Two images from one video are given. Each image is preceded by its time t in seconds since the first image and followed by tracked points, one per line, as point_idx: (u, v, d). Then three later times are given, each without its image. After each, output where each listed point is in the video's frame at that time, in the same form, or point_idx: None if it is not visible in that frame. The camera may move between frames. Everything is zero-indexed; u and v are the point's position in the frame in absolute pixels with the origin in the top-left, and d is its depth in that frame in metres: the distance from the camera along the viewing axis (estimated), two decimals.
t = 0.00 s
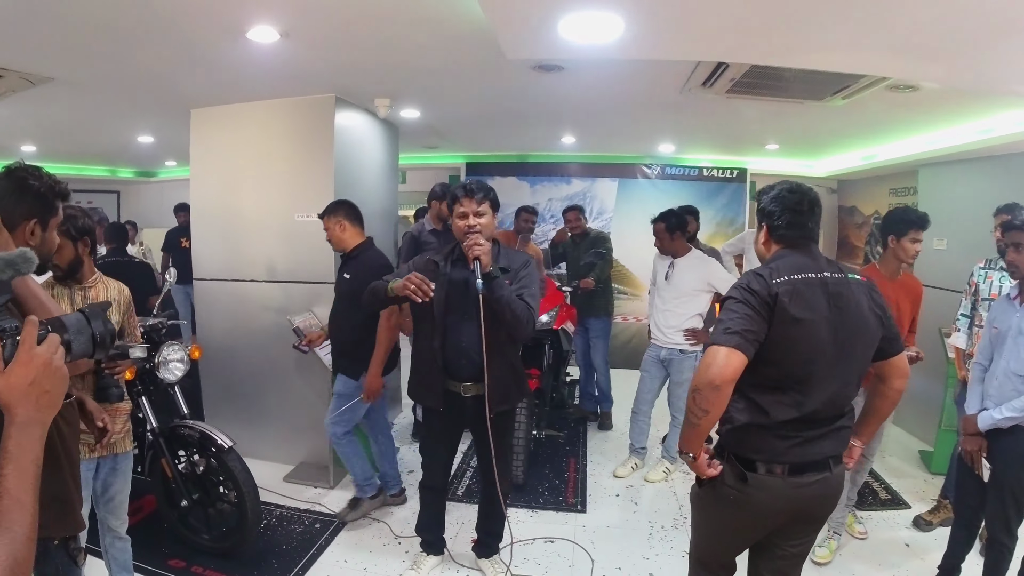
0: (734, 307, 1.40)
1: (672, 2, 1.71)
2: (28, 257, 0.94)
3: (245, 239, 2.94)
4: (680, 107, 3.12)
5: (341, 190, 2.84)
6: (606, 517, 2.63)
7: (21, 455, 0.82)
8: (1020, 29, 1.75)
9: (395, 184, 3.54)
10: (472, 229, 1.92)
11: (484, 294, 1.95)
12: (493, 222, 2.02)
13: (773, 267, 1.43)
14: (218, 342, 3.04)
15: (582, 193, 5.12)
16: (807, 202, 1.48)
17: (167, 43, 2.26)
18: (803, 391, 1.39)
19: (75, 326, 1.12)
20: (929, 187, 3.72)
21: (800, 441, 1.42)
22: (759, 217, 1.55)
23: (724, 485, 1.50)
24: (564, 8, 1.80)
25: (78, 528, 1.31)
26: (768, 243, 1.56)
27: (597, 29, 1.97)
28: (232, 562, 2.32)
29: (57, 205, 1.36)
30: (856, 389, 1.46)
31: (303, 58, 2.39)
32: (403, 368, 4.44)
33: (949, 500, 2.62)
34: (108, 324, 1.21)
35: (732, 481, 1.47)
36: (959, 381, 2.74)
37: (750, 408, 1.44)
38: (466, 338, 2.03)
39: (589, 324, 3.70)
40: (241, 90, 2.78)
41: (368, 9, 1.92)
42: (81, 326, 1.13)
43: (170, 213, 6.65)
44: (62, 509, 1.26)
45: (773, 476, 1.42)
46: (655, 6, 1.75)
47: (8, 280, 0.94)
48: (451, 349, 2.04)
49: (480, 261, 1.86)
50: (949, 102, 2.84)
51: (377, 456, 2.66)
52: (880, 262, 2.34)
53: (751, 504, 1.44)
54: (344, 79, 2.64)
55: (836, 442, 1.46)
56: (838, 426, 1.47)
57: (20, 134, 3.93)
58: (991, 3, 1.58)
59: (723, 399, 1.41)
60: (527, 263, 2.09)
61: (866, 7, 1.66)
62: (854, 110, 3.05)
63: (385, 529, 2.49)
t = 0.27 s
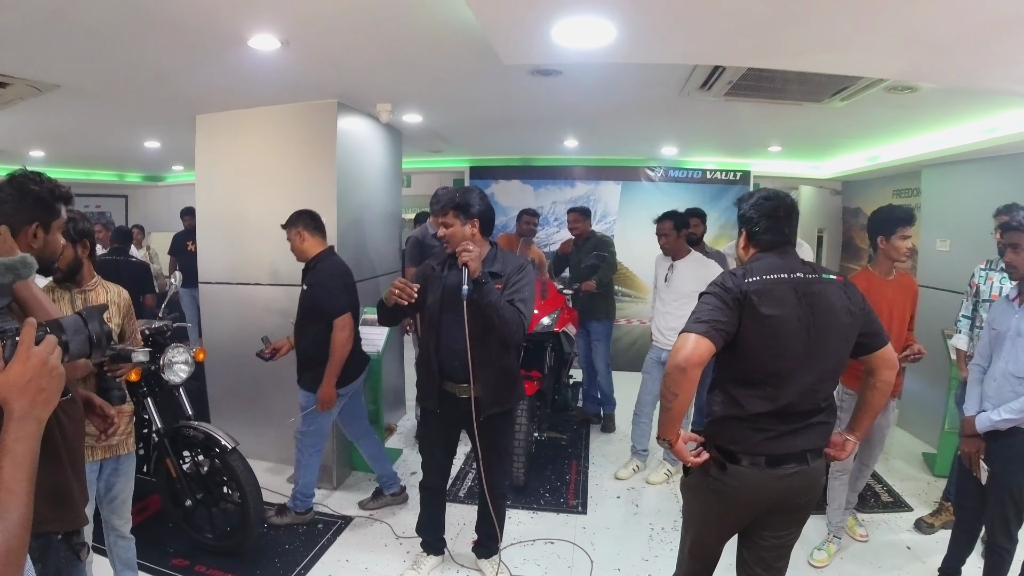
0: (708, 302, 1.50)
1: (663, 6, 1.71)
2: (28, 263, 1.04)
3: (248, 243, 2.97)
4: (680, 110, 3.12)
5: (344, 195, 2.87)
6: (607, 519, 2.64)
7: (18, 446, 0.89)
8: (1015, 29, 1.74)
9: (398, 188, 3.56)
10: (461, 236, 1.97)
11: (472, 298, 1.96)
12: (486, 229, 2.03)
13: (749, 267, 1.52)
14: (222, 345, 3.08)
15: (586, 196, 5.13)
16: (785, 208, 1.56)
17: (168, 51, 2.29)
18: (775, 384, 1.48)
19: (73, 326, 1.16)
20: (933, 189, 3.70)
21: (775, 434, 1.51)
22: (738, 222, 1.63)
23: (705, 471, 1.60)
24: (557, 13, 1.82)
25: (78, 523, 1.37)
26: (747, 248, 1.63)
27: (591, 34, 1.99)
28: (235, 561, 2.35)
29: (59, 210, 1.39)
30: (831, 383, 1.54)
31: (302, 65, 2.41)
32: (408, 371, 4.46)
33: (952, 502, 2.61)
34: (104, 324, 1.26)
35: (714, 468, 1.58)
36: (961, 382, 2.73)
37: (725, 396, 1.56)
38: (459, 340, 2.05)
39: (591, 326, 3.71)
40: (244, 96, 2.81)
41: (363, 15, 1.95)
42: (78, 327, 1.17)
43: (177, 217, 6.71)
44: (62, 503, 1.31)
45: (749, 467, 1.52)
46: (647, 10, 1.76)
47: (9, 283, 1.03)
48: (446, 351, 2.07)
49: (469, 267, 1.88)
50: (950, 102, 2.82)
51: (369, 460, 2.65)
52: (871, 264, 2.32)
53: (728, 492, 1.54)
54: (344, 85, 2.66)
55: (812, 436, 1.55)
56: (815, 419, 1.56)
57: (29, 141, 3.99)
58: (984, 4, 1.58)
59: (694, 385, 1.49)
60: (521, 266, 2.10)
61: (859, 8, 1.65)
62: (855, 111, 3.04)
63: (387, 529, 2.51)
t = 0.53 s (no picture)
0: (678, 303, 1.65)
1: (670, 15, 1.74)
2: (46, 271, 1.09)
3: (257, 249, 2.99)
4: (685, 116, 3.14)
5: (352, 201, 2.89)
6: (614, 522, 2.65)
7: (36, 452, 0.88)
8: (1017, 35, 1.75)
9: (405, 194, 3.58)
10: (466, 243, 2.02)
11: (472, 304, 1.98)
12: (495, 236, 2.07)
13: (715, 270, 1.65)
14: (231, 350, 3.10)
15: (591, 200, 5.15)
16: (755, 215, 1.70)
17: (178, 58, 2.31)
18: (741, 376, 1.59)
19: (90, 333, 1.16)
20: (936, 192, 3.72)
21: (746, 420, 1.61)
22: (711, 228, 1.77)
23: (687, 456, 1.72)
24: (565, 22, 1.84)
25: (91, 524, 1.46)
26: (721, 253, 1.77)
27: (600, 42, 2.01)
28: (245, 565, 2.36)
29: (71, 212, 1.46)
30: (799, 374, 1.64)
31: (312, 72, 2.43)
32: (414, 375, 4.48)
33: (957, 504, 2.63)
34: (119, 331, 1.25)
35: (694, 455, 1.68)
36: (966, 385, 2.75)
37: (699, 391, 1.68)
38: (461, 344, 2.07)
39: (591, 333, 3.72)
40: (253, 103, 2.84)
41: (373, 24, 1.97)
42: (95, 334, 1.17)
43: (183, 223, 6.74)
44: (74, 506, 1.40)
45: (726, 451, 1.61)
46: (654, 19, 1.78)
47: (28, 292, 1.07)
48: (451, 356, 2.10)
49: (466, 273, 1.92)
50: (953, 107, 2.84)
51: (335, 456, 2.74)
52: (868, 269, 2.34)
53: (707, 475, 1.65)
54: (353, 92, 2.68)
55: (786, 423, 1.64)
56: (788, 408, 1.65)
57: (38, 148, 4.02)
58: (989, 12, 1.60)
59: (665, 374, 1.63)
60: (525, 272, 2.11)
61: (864, 16, 1.68)
62: (858, 116, 3.07)
63: (395, 533, 2.52)
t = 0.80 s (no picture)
0: (653, 304, 1.74)
1: (672, 16, 1.73)
2: (33, 280, 1.01)
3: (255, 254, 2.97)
4: (685, 118, 3.13)
5: (350, 205, 2.87)
6: (617, 527, 2.62)
7: (22, 464, 0.89)
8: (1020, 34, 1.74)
9: (403, 198, 3.56)
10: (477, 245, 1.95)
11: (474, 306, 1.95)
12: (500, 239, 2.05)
13: (687, 270, 1.75)
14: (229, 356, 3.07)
15: (590, 203, 5.14)
16: (730, 216, 1.80)
17: (174, 61, 2.30)
18: (714, 373, 1.67)
19: (77, 343, 1.15)
20: (936, 194, 3.71)
21: (722, 413, 1.69)
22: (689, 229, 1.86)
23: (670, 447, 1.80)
24: (566, 23, 1.83)
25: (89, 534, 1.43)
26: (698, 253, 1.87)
27: (601, 43, 2.00)
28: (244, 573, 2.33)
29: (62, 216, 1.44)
30: (771, 368, 1.70)
31: (310, 75, 2.41)
32: (413, 380, 4.45)
33: (961, 507, 2.61)
34: (107, 340, 1.24)
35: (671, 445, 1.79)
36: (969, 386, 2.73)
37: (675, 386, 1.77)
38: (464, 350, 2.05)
39: (591, 337, 3.71)
40: (250, 107, 2.82)
41: (372, 26, 1.96)
42: (82, 343, 1.16)
43: (181, 227, 6.71)
44: (72, 516, 1.37)
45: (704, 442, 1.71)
46: (656, 20, 1.77)
47: (12, 297, 1.01)
48: (453, 362, 2.08)
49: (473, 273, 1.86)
50: (953, 108, 2.84)
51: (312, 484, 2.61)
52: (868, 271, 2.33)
53: (687, 463, 1.75)
54: (351, 95, 2.67)
55: (763, 416, 1.72)
56: (762, 402, 1.72)
57: (34, 152, 3.99)
58: (992, 12, 1.59)
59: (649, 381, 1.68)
60: (528, 277, 2.09)
61: (867, 16, 1.66)
62: (858, 117, 3.06)
63: (396, 540, 2.49)
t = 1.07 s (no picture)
0: (652, 307, 1.81)
1: (674, 14, 1.72)
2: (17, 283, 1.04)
3: (252, 257, 2.94)
4: (684, 118, 3.12)
5: (348, 207, 2.85)
6: (618, 531, 2.60)
7: (8, 475, 0.89)
8: None
9: (401, 200, 3.54)
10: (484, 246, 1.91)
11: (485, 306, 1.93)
12: (505, 240, 2.03)
13: (677, 271, 1.83)
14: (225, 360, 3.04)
15: (588, 205, 5.13)
16: (715, 219, 1.89)
17: (172, 63, 2.28)
18: (710, 363, 1.77)
19: (66, 349, 1.12)
20: (935, 194, 3.70)
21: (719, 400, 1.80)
22: (676, 231, 1.93)
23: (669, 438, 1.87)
24: (567, 22, 1.81)
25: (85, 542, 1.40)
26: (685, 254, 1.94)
27: (601, 42, 1.98)
28: None
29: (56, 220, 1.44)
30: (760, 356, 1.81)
31: (307, 76, 2.39)
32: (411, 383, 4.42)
33: (965, 507, 2.59)
34: (97, 347, 1.21)
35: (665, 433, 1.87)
36: (971, 386, 2.73)
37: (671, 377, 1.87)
38: (467, 353, 2.03)
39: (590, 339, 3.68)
40: (247, 109, 2.80)
41: (371, 26, 1.94)
42: (71, 350, 1.13)
43: (176, 231, 6.67)
44: (68, 524, 1.34)
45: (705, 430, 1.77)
46: (658, 18, 1.76)
47: None
48: (454, 365, 2.05)
49: (486, 273, 1.85)
50: (953, 107, 2.83)
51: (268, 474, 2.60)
52: (875, 273, 2.31)
53: (688, 456, 1.79)
54: (349, 97, 2.65)
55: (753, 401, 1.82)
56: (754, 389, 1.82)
57: (27, 155, 3.96)
58: (996, 10, 1.59)
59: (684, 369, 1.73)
60: (534, 279, 2.08)
61: (871, 14, 1.65)
62: (857, 117, 3.06)
63: (395, 546, 2.46)
